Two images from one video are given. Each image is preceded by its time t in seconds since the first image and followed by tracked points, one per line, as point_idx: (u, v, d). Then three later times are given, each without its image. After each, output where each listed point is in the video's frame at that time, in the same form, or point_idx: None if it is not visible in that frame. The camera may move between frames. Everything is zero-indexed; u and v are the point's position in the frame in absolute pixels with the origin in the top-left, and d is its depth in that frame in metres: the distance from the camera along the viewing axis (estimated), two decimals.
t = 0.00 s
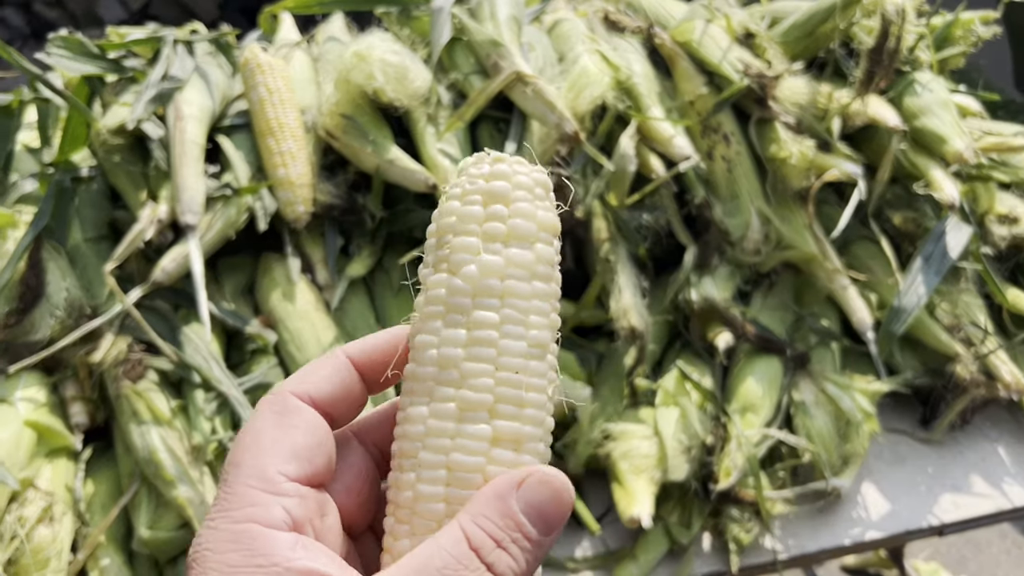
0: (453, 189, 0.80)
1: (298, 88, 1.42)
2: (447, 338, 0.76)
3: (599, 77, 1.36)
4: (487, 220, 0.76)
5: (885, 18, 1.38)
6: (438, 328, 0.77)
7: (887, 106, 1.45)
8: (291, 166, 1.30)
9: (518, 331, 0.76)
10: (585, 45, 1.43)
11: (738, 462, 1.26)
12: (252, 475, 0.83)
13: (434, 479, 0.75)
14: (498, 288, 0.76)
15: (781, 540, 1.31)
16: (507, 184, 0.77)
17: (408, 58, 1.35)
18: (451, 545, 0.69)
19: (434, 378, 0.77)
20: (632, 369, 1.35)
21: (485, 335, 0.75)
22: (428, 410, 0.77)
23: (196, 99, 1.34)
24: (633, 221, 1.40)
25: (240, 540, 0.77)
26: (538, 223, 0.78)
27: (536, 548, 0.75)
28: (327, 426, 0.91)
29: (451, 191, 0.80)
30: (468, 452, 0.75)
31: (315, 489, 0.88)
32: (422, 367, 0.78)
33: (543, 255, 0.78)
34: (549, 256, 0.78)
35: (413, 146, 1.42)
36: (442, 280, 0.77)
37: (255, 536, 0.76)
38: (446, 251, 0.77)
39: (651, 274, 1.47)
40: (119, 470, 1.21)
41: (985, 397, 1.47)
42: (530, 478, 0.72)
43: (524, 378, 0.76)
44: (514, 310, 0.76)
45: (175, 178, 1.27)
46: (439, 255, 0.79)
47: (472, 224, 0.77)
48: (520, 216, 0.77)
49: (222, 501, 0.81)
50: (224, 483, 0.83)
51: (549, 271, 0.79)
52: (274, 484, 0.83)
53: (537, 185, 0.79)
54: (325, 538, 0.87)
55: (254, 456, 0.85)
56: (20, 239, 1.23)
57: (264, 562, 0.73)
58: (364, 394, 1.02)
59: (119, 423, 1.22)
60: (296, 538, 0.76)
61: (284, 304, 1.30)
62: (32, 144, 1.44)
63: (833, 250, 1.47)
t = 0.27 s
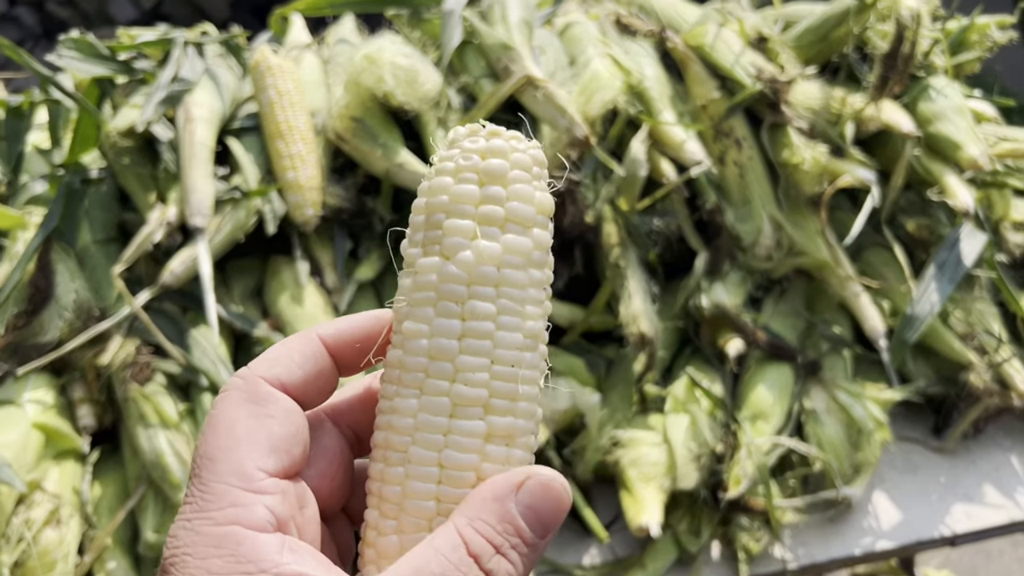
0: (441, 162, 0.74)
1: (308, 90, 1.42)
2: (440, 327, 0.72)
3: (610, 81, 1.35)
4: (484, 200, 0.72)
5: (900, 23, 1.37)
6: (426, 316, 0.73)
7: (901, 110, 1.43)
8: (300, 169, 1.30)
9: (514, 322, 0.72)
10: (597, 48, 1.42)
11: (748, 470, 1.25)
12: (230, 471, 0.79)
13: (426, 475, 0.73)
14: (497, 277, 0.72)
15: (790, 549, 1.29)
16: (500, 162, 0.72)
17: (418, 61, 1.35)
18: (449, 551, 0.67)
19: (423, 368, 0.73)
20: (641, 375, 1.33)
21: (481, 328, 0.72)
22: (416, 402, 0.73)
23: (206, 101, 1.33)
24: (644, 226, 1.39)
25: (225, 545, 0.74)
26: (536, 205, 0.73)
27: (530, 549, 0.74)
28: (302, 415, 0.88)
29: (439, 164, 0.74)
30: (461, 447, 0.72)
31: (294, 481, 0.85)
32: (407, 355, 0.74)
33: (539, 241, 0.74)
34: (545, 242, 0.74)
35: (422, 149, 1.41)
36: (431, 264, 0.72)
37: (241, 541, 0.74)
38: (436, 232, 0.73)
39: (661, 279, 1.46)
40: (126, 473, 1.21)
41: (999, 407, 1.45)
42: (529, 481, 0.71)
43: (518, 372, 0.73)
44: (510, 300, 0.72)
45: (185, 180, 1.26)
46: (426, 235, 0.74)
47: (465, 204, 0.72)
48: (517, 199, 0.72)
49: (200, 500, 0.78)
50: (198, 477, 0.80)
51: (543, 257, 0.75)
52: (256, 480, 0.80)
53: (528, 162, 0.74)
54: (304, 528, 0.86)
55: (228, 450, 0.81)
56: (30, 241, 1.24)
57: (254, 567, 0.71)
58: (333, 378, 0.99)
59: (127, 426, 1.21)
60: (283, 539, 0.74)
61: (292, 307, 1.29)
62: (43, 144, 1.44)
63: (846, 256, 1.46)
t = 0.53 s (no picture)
0: (461, 168, 0.73)
1: (316, 94, 1.41)
2: (455, 339, 0.71)
3: (618, 85, 1.35)
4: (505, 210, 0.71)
5: (911, 27, 1.35)
6: (441, 327, 0.72)
7: (912, 115, 1.42)
8: (307, 172, 1.29)
9: (530, 336, 0.72)
10: (605, 52, 1.41)
11: (755, 478, 1.24)
12: (237, 484, 0.79)
13: (436, 490, 0.73)
14: (515, 289, 0.71)
15: (798, 557, 1.28)
16: (522, 171, 0.71)
17: (426, 65, 1.35)
18: (462, 571, 0.67)
19: (436, 380, 0.72)
20: (648, 381, 1.33)
21: (497, 341, 0.71)
22: (428, 415, 0.73)
23: (213, 104, 1.33)
24: (651, 230, 1.38)
25: (234, 561, 0.74)
26: (556, 216, 0.72)
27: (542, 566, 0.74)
28: (307, 423, 0.87)
29: (459, 170, 0.73)
30: (474, 460, 0.72)
31: (300, 492, 0.85)
32: (419, 367, 0.73)
33: (558, 253, 0.73)
34: (564, 253, 0.74)
35: (429, 153, 1.41)
36: (448, 273, 0.72)
37: (250, 557, 0.74)
38: (454, 241, 0.72)
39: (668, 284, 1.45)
40: (131, 477, 1.21)
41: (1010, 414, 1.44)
42: (541, 501, 0.71)
43: (532, 387, 0.73)
44: (527, 313, 0.72)
45: (191, 184, 1.26)
46: (443, 243, 0.73)
47: (484, 213, 0.71)
48: (538, 209, 0.71)
49: (207, 513, 0.78)
50: (203, 489, 0.80)
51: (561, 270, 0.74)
52: (263, 492, 0.79)
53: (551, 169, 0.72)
54: (310, 538, 0.86)
55: (234, 460, 0.80)
56: (37, 244, 1.24)
57: None
58: (336, 384, 0.98)
59: (132, 430, 1.21)
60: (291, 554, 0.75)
61: (298, 311, 1.29)
62: (51, 146, 1.45)
63: (856, 262, 1.44)
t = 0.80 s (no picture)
0: (467, 173, 0.72)
1: (321, 95, 1.41)
2: (461, 345, 0.71)
3: (624, 87, 1.35)
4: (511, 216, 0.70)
5: (918, 28, 1.35)
6: (447, 333, 0.72)
7: (919, 117, 1.41)
8: (312, 174, 1.29)
9: (536, 341, 0.72)
10: (611, 53, 1.41)
11: (762, 481, 1.24)
12: (244, 490, 0.79)
13: (443, 496, 0.72)
14: (521, 295, 0.71)
15: (804, 560, 1.27)
16: (529, 176, 0.70)
17: (431, 66, 1.35)
18: None
19: (443, 387, 0.72)
20: (654, 384, 1.33)
21: (503, 347, 0.71)
22: (434, 421, 0.73)
23: (218, 106, 1.33)
24: (657, 232, 1.38)
25: (242, 567, 0.74)
26: (562, 221, 0.72)
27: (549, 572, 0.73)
28: (313, 427, 0.86)
29: (465, 176, 0.73)
30: (480, 466, 0.72)
31: (306, 497, 0.85)
32: (425, 373, 0.73)
33: (564, 258, 0.73)
34: (570, 259, 0.73)
35: (435, 155, 1.41)
36: (454, 279, 0.71)
37: (258, 563, 0.74)
38: (461, 247, 0.71)
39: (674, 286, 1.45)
40: (136, 479, 1.21)
41: (1019, 417, 1.43)
42: (545, 506, 0.71)
43: (538, 393, 0.72)
44: (533, 319, 0.71)
45: (197, 185, 1.26)
46: (449, 249, 0.72)
47: (491, 219, 0.70)
48: (545, 215, 0.71)
49: (215, 519, 0.77)
50: (210, 495, 0.79)
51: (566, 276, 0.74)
52: (270, 498, 0.79)
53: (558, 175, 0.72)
54: (317, 542, 0.85)
55: (240, 467, 0.80)
56: (43, 246, 1.24)
57: None
58: (340, 390, 0.98)
59: (137, 432, 1.21)
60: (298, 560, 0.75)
61: (303, 313, 1.28)
62: (57, 148, 1.45)
63: (863, 264, 1.44)
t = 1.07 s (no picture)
0: (477, 171, 0.73)
1: (325, 98, 1.42)
2: (469, 343, 0.71)
3: (625, 89, 1.35)
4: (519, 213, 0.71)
5: (919, 29, 1.35)
6: (454, 330, 0.72)
7: (920, 118, 1.41)
8: (315, 177, 1.30)
9: (544, 339, 0.72)
10: (612, 55, 1.41)
11: (764, 481, 1.24)
12: (254, 486, 0.79)
13: (450, 493, 0.73)
14: (529, 294, 0.71)
15: (806, 560, 1.27)
16: (539, 174, 0.71)
17: (433, 68, 1.35)
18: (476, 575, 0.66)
19: (450, 383, 0.72)
20: (656, 385, 1.33)
21: (510, 346, 0.71)
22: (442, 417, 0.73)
23: (221, 109, 1.34)
24: (659, 234, 1.38)
25: (252, 564, 0.74)
26: (570, 220, 0.72)
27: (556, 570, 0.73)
28: (320, 424, 0.88)
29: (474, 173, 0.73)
30: (487, 464, 0.72)
31: (315, 494, 0.85)
32: (434, 369, 0.73)
33: (572, 257, 0.73)
34: (577, 257, 0.73)
35: (437, 157, 1.41)
36: (462, 277, 0.72)
37: (268, 560, 0.74)
38: (469, 245, 0.72)
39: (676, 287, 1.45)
40: (141, 480, 1.21)
41: (1021, 417, 1.42)
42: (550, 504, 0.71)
43: (546, 391, 0.73)
44: (541, 318, 0.72)
45: (200, 188, 1.26)
46: (457, 247, 0.73)
47: (499, 216, 0.71)
48: (552, 214, 0.71)
49: (224, 515, 0.77)
50: (219, 491, 0.79)
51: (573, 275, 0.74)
52: (280, 494, 0.79)
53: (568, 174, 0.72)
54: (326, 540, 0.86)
55: (250, 463, 0.80)
56: (47, 248, 1.25)
57: None
58: (348, 388, 0.99)
59: (141, 433, 1.22)
60: (308, 556, 0.75)
61: (306, 314, 1.29)
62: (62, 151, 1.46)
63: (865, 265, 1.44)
